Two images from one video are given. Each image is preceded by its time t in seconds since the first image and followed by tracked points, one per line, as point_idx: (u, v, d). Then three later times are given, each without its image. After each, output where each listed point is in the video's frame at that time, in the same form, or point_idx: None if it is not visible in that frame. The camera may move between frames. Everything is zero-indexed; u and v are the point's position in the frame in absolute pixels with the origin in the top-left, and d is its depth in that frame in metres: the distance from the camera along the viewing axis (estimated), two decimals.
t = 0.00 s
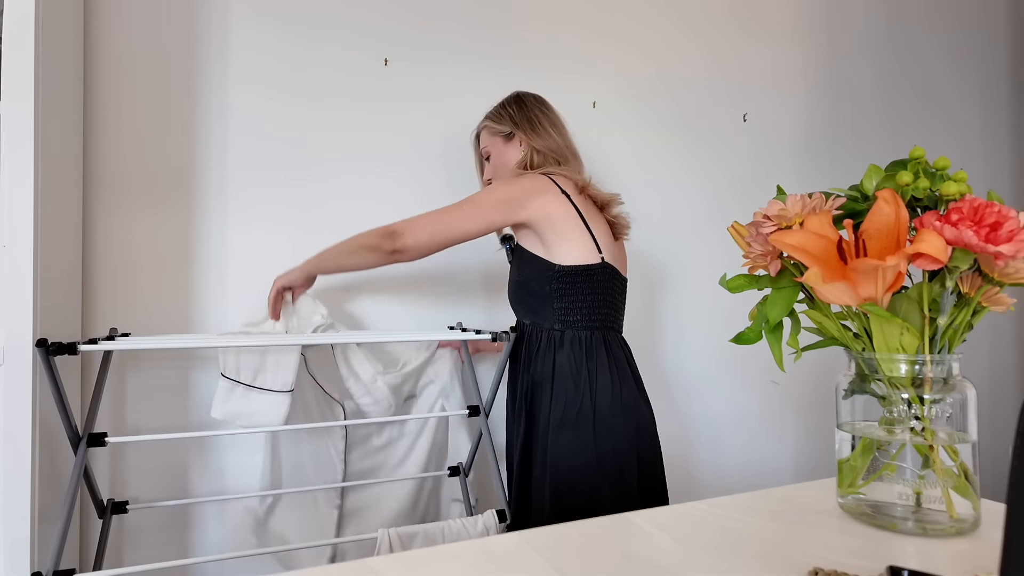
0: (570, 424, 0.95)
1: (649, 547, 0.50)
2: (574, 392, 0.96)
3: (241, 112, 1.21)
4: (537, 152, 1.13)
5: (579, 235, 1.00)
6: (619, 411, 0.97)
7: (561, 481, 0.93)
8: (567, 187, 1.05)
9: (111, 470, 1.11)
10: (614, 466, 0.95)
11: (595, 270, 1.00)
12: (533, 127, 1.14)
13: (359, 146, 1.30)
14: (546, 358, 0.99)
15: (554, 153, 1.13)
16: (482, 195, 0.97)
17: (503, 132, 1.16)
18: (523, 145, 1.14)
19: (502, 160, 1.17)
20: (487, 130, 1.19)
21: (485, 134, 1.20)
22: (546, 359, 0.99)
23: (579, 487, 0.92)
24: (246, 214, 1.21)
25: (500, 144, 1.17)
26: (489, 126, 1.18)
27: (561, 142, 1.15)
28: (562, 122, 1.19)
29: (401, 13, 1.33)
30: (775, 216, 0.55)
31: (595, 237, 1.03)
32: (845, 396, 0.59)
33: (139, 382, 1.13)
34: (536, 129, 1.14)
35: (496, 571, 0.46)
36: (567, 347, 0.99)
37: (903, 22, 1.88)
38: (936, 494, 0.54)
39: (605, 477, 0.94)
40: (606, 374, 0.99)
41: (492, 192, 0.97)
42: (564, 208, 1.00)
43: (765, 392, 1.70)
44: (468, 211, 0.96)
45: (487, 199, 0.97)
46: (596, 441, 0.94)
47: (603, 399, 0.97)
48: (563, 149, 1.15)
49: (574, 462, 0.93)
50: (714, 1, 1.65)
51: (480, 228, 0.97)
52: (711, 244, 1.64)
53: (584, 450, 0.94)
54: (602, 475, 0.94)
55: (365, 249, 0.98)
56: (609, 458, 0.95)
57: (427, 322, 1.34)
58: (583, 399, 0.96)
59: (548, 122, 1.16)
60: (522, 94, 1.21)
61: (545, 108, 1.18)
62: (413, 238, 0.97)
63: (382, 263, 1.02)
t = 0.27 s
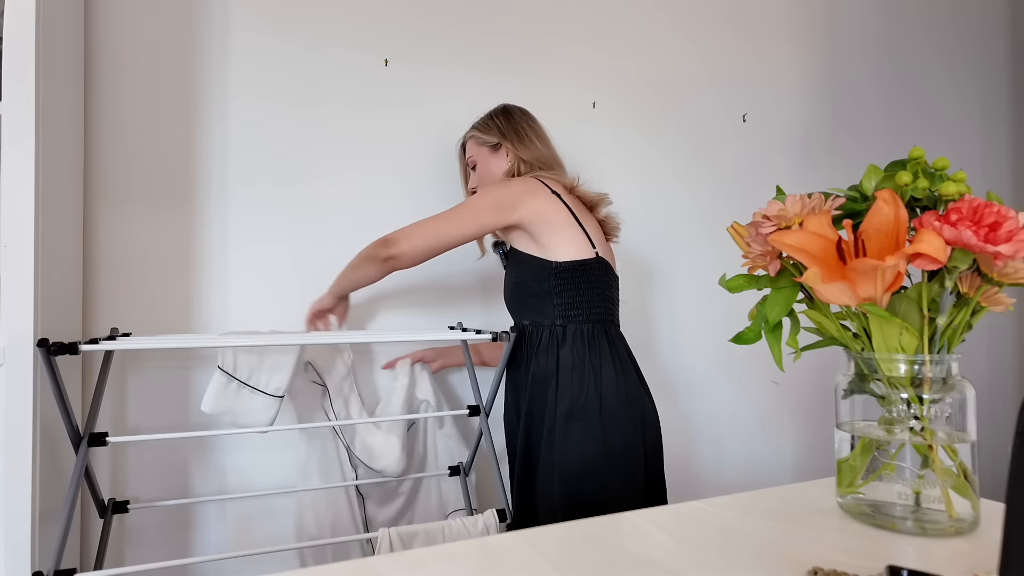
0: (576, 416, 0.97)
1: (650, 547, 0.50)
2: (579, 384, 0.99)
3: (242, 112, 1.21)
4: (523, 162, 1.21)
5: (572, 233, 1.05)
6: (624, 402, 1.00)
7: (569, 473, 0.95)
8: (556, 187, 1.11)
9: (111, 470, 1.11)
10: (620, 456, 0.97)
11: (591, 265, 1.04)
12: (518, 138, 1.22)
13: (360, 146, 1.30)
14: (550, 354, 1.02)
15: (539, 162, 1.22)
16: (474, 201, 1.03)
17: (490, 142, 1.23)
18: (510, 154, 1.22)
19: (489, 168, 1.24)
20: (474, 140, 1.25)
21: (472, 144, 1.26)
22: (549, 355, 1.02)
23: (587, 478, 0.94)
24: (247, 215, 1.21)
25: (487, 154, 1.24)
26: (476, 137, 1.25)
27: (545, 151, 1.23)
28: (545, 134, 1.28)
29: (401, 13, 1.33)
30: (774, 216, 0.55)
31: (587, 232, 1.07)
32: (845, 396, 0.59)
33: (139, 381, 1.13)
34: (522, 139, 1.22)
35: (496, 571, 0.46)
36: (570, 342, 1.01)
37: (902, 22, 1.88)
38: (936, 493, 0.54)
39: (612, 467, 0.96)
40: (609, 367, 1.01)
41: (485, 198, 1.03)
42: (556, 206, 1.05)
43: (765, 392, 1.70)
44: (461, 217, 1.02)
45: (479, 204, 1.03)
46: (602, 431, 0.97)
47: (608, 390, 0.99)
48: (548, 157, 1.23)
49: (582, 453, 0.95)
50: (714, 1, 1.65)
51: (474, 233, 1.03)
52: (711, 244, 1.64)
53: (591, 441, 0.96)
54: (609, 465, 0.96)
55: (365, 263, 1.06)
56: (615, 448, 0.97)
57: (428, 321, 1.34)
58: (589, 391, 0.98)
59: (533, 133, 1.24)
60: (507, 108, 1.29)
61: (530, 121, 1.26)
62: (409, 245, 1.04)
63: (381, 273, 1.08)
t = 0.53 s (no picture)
0: (573, 409, 0.98)
1: (649, 547, 0.50)
2: (574, 377, 1.00)
3: (242, 112, 1.21)
4: (501, 170, 1.23)
5: (557, 232, 1.07)
6: (618, 391, 1.01)
7: (571, 467, 0.95)
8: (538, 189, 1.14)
9: (112, 470, 1.11)
10: (620, 444, 0.98)
11: (575, 261, 1.07)
12: (494, 147, 1.24)
13: (359, 146, 1.30)
14: (541, 351, 1.03)
15: (516, 170, 1.24)
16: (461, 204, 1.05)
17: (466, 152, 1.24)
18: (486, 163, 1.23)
19: (465, 178, 1.25)
20: (449, 150, 1.25)
21: (446, 154, 1.26)
22: (540, 351, 1.03)
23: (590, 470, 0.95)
24: (247, 215, 1.21)
25: (463, 163, 1.24)
26: (451, 147, 1.25)
27: (522, 158, 1.25)
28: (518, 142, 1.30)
29: (402, 13, 1.33)
30: (774, 216, 0.55)
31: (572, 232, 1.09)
32: (845, 396, 0.59)
33: (139, 381, 1.13)
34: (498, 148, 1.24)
35: (496, 571, 0.46)
36: (561, 337, 1.03)
37: (902, 22, 1.88)
38: (936, 493, 0.54)
39: (613, 457, 0.97)
40: (600, 358, 1.03)
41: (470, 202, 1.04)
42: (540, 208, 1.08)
43: (765, 391, 1.70)
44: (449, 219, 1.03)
45: (464, 209, 1.04)
46: (600, 422, 0.98)
47: (601, 381, 1.01)
48: (525, 163, 1.25)
49: (582, 446, 0.96)
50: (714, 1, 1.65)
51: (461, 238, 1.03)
52: (711, 244, 1.64)
53: (589, 433, 0.97)
54: (609, 455, 0.97)
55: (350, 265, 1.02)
56: (614, 438, 0.98)
57: (427, 322, 1.35)
58: (583, 384, 1.00)
59: (508, 141, 1.26)
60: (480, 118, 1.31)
61: (504, 129, 1.28)
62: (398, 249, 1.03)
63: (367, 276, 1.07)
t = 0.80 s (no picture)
0: (575, 406, 0.98)
1: (649, 547, 0.50)
2: (576, 375, 1.00)
3: (242, 112, 1.21)
4: (496, 173, 1.24)
5: (552, 230, 1.07)
6: (620, 387, 1.02)
7: (574, 464, 0.96)
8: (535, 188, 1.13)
9: (111, 470, 1.11)
10: (623, 441, 0.98)
11: (573, 259, 1.07)
12: (487, 149, 1.25)
13: (359, 146, 1.30)
14: (542, 349, 1.03)
15: (511, 171, 1.25)
16: (455, 202, 1.05)
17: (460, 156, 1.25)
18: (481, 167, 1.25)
19: (461, 182, 1.26)
20: (443, 154, 1.26)
21: (440, 159, 1.27)
22: (541, 350, 1.03)
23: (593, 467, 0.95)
24: (246, 215, 1.21)
25: (458, 167, 1.25)
26: (445, 151, 1.26)
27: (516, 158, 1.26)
28: (511, 143, 1.31)
29: (402, 13, 1.33)
30: (774, 216, 0.55)
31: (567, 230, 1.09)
32: (845, 396, 0.59)
33: (139, 381, 1.13)
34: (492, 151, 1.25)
35: (496, 571, 0.46)
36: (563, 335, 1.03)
37: (902, 22, 1.88)
38: (936, 493, 0.54)
39: (616, 454, 0.97)
40: (602, 356, 1.03)
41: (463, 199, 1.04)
42: (536, 207, 1.08)
43: (765, 392, 1.70)
44: (442, 217, 1.03)
45: (457, 206, 1.04)
46: (603, 419, 0.98)
47: (604, 378, 1.01)
48: (519, 164, 1.26)
49: (584, 443, 0.96)
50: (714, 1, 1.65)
51: (451, 235, 1.04)
52: (711, 244, 1.64)
53: (592, 430, 0.97)
54: (612, 452, 0.97)
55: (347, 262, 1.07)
56: (617, 434, 0.98)
57: (427, 322, 1.35)
58: (585, 381, 1.00)
59: (501, 143, 1.27)
60: (473, 120, 1.31)
61: (496, 131, 1.29)
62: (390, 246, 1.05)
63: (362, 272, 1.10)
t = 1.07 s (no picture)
0: (570, 406, 0.98)
1: (650, 547, 0.50)
2: (571, 375, 1.00)
3: (242, 112, 1.21)
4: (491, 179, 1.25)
5: (548, 231, 1.07)
6: (616, 387, 1.01)
7: (571, 465, 0.96)
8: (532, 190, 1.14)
9: (112, 470, 1.11)
10: (619, 441, 0.98)
11: (569, 260, 1.07)
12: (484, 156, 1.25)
13: (359, 146, 1.30)
14: (538, 350, 1.03)
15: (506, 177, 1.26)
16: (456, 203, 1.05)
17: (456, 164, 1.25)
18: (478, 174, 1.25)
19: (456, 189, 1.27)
20: (438, 162, 1.27)
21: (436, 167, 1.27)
22: (537, 351, 1.03)
23: (589, 467, 0.95)
24: (247, 215, 1.21)
25: (453, 174, 1.26)
26: (440, 158, 1.26)
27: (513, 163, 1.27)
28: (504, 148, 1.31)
29: (402, 13, 1.33)
30: (774, 216, 0.55)
31: (563, 231, 1.10)
32: (845, 396, 0.59)
33: (139, 381, 1.13)
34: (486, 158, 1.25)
35: (496, 571, 0.46)
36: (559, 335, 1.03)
37: (902, 22, 1.88)
38: (936, 493, 0.54)
39: (612, 453, 0.97)
40: (598, 356, 1.03)
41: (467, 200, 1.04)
42: (535, 208, 1.08)
43: (765, 392, 1.70)
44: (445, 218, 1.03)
45: (461, 207, 1.04)
46: (598, 419, 0.98)
47: (599, 377, 1.00)
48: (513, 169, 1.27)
49: (580, 443, 0.96)
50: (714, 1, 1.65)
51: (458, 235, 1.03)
52: (711, 244, 1.64)
53: (588, 431, 0.97)
54: (609, 452, 0.97)
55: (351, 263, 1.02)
56: (613, 434, 0.98)
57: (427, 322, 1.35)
58: (580, 382, 1.00)
59: (495, 149, 1.28)
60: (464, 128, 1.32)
61: (489, 136, 1.30)
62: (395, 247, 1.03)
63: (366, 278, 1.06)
